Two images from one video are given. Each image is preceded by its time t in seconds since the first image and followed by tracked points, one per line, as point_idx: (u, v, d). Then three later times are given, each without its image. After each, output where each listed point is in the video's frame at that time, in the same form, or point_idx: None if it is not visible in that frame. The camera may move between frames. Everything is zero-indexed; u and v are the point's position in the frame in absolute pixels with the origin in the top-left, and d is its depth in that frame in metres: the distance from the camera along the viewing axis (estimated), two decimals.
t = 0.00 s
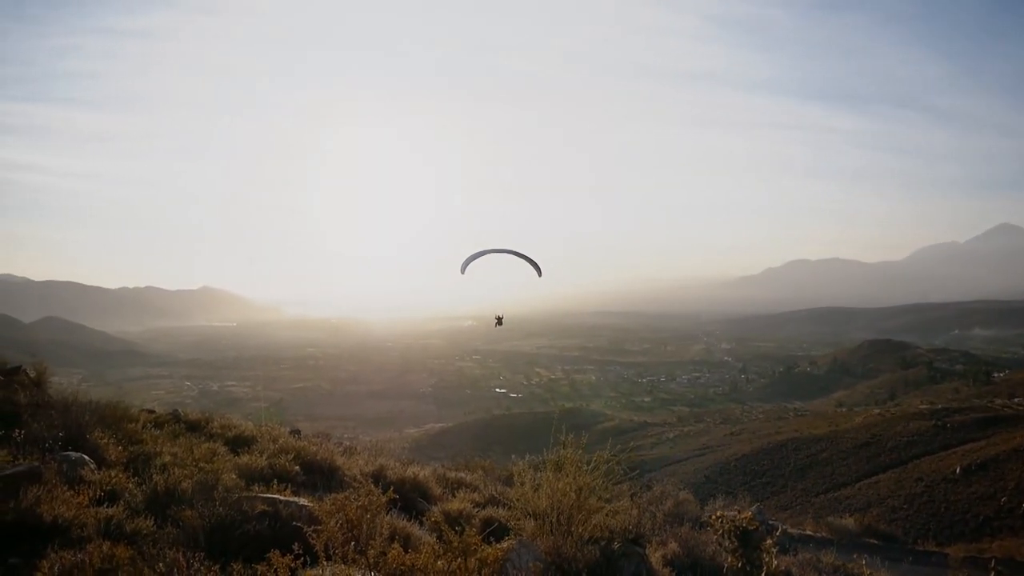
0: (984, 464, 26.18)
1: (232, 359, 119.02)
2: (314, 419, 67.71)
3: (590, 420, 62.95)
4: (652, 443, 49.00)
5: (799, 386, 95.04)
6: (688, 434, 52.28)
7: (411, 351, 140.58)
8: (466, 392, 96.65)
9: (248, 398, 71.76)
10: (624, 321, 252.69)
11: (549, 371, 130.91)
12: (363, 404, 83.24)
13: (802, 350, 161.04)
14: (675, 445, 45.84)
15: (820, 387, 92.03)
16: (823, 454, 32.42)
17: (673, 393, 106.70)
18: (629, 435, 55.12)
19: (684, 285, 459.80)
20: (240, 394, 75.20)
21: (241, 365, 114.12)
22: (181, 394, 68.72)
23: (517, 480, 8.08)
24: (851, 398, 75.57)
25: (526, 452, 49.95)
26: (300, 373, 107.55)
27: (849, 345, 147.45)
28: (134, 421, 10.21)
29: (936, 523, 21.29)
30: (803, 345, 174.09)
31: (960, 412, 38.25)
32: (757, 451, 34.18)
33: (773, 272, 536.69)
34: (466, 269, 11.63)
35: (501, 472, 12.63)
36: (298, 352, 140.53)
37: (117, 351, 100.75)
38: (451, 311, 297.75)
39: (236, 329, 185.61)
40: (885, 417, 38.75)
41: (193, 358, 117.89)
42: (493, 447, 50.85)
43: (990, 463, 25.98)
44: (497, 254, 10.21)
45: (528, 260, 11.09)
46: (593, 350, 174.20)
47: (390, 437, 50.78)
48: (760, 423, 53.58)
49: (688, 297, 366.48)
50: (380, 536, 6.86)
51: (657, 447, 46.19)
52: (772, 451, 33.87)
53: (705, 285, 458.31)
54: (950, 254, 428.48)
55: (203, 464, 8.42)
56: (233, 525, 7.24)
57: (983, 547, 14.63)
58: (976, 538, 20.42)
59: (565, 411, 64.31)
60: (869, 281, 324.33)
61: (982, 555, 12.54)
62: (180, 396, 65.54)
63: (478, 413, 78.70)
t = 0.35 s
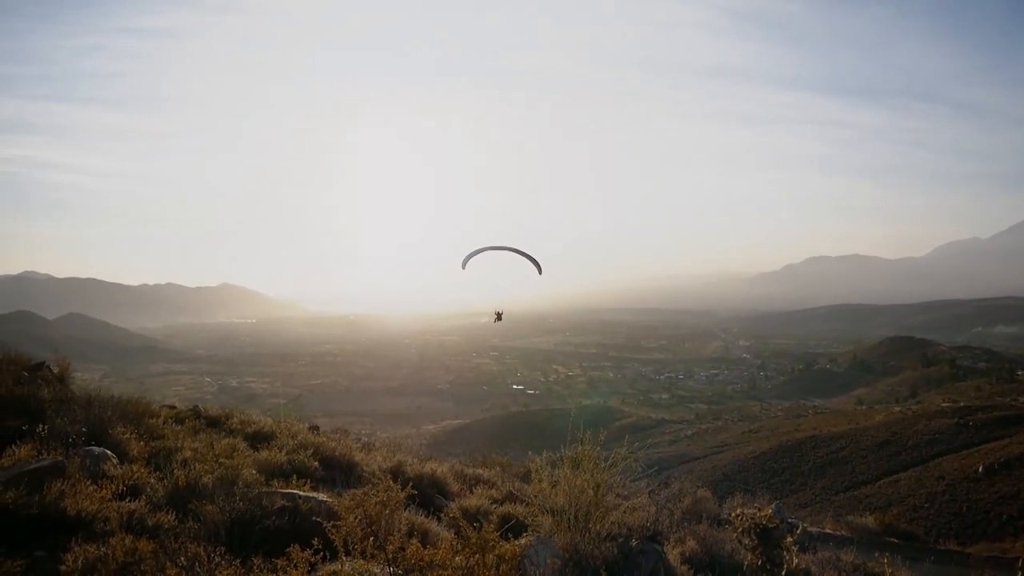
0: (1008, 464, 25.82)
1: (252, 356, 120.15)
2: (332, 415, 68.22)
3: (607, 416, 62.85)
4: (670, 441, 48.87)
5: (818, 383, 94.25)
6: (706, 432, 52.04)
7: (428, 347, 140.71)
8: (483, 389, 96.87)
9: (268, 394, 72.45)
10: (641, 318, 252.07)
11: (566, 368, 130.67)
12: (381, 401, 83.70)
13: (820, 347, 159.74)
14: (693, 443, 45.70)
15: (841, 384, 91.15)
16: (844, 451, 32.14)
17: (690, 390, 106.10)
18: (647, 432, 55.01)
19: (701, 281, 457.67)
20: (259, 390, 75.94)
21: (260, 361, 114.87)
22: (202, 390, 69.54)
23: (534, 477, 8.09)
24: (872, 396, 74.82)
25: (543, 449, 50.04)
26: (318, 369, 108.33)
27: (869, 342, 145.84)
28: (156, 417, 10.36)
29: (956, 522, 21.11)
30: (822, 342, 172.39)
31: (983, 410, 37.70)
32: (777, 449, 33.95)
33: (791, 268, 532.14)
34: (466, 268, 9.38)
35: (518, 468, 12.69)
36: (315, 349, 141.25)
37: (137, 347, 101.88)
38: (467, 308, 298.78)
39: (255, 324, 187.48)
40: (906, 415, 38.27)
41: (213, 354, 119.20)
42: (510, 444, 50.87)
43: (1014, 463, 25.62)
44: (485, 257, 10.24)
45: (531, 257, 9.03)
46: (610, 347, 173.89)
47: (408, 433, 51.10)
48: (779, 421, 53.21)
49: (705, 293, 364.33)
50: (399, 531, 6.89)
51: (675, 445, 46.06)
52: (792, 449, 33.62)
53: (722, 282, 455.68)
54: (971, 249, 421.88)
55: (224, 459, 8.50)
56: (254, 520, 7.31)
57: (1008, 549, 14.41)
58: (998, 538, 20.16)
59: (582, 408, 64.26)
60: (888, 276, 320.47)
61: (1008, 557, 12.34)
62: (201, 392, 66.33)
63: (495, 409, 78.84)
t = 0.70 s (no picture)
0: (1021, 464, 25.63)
1: (261, 355, 120.61)
2: (341, 415, 68.39)
3: (617, 416, 62.81)
4: (680, 440, 48.82)
5: (829, 384, 93.75)
6: (716, 432, 51.90)
7: (437, 346, 140.73)
8: (492, 389, 96.90)
9: (277, 394, 72.72)
10: (649, 318, 251.63)
11: (575, 368, 130.49)
12: (391, 400, 83.85)
13: (831, 347, 158.94)
14: (702, 443, 45.65)
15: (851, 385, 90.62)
16: (855, 452, 31.96)
17: (700, 390, 105.78)
18: (657, 432, 54.94)
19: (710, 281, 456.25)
20: (269, 389, 76.19)
21: (269, 360, 115.29)
22: (212, 389, 69.88)
23: (544, 477, 8.11)
24: (883, 397, 74.40)
25: (552, 449, 50.07)
26: (328, 369, 108.67)
27: (879, 342, 145.07)
28: (168, 415, 10.42)
29: (970, 525, 20.97)
30: (832, 342, 171.39)
31: (995, 411, 37.44)
32: (786, 450, 33.86)
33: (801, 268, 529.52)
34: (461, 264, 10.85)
35: (527, 468, 12.77)
36: (324, 348, 141.66)
37: (148, 346, 102.43)
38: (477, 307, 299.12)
39: (265, 324, 188.24)
40: (917, 416, 38.04)
41: (223, 354, 119.80)
42: (520, 444, 50.88)
43: None
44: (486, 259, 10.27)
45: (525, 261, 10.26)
46: (619, 347, 173.56)
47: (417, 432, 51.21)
48: (789, 421, 53.13)
49: (713, 292, 363.23)
50: (409, 530, 6.86)
51: (685, 445, 46.03)
52: (801, 450, 33.51)
53: (732, 281, 454.19)
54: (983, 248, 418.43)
55: (235, 459, 8.55)
56: (264, 519, 7.34)
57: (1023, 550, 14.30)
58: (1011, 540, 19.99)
59: (592, 408, 64.22)
60: (898, 275, 318.45)
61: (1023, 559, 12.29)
62: (212, 391, 66.65)
63: (504, 409, 78.87)
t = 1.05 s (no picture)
0: None
1: (276, 355, 121.41)
2: (355, 414, 68.77)
3: (630, 417, 62.67)
4: (693, 442, 48.69)
5: (845, 387, 92.99)
6: (730, 434, 51.68)
7: (451, 346, 140.99)
8: (505, 389, 97.00)
9: (292, 393, 73.26)
10: (663, 319, 250.78)
11: (589, 369, 130.31)
12: (404, 400, 84.16)
13: (847, 349, 157.69)
14: (716, 445, 45.52)
15: (867, 387, 89.89)
16: (871, 456, 31.69)
17: (714, 392, 105.27)
18: (670, 434, 54.81)
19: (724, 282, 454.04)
20: (283, 388, 76.80)
21: (284, 360, 116.03)
22: (228, 388, 70.51)
23: (557, 478, 8.09)
24: (900, 400, 73.72)
25: (565, 450, 50.11)
26: (342, 369, 109.18)
27: (896, 344, 143.74)
28: (183, 414, 10.54)
29: (987, 529, 20.77)
30: (848, 344, 169.95)
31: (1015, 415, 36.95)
32: (801, 452, 33.65)
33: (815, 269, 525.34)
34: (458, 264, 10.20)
35: (540, 470, 12.79)
36: (338, 348, 142.31)
37: (164, 345, 103.47)
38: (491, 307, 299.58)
39: (280, 323, 189.54)
40: (934, 419, 37.66)
41: (238, 353, 120.75)
42: (533, 445, 50.94)
43: None
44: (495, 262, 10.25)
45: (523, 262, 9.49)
46: (632, 348, 173.16)
47: (431, 432, 51.46)
48: (805, 424, 52.75)
49: (726, 292, 361.40)
50: (422, 530, 6.86)
51: (698, 447, 45.90)
52: (816, 453, 33.28)
53: (746, 282, 451.71)
54: (1000, 249, 413.37)
55: (249, 458, 8.60)
56: (278, 518, 7.38)
57: None
58: None
59: (605, 409, 64.10)
60: (914, 275, 315.45)
61: None
62: (228, 391, 67.23)
63: (517, 410, 78.89)
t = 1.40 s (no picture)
0: None
1: (286, 358, 121.78)
2: (366, 418, 68.87)
3: (641, 422, 62.44)
4: (704, 447, 48.48)
5: (857, 392, 92.33)
6: (741, 439, 51.41)
7: (460, 351, 140.70)
8: (515, 393, 96.82)
9: (303, 396, 73.41)
10: (673, 323, 249.92)
11: (599, 373, 129.94)
12: (414, 404, 84.21)
13: (859, 353, 156.56)
14: (727, 450, 45.30)
15: (879, 392, 89.25)
16: (883, 461, 31.48)
17: (725, 397, 104.63)
18: (681, 439, 54.59)
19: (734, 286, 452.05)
20: (294, 392, 77.00)
21: (294, 363, 116.25)
22: (239, 392, 70.78)
23: (567, 483, 8.06)
24: (913, 405, 73.13)
25: (575, 455, 49.96)
26: (352, 372, 109.39)
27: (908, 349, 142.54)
28: (194, 418, 10.58)
29: (1002, 536, 20.55)
30: (860, 349, 168.69)
31: None
32: (812, 458, 33.43)
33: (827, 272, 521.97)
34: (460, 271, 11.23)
35: (550, 474, 12.79)
36: (348, 352, 142.56)
37: (175, 348, 104.02)
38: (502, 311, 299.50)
39: (290, 326, 190.04)
40: (948, 425, 37.33)
41: (249, 356, 121.23)
42: (543, 449, 50.84)
43: None
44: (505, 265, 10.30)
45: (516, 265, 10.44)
46: (643, 352, 172.57)
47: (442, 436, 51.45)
48: (817, 429, 52.42)
49: (736, 295, 359.45)
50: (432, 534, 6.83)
51: (709, 452, 45.70)
52: (827, 458, 33.07)
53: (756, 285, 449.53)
54: (1013, 251, 409.35)
55: (260, 461, 8.63)
56: (289, 521, 7.39)
57: None
58: None
59: (616, 414, 63.89)
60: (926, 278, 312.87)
61: None
62: (239, 394, 67.49)
63: (527, 414, 78.77)
